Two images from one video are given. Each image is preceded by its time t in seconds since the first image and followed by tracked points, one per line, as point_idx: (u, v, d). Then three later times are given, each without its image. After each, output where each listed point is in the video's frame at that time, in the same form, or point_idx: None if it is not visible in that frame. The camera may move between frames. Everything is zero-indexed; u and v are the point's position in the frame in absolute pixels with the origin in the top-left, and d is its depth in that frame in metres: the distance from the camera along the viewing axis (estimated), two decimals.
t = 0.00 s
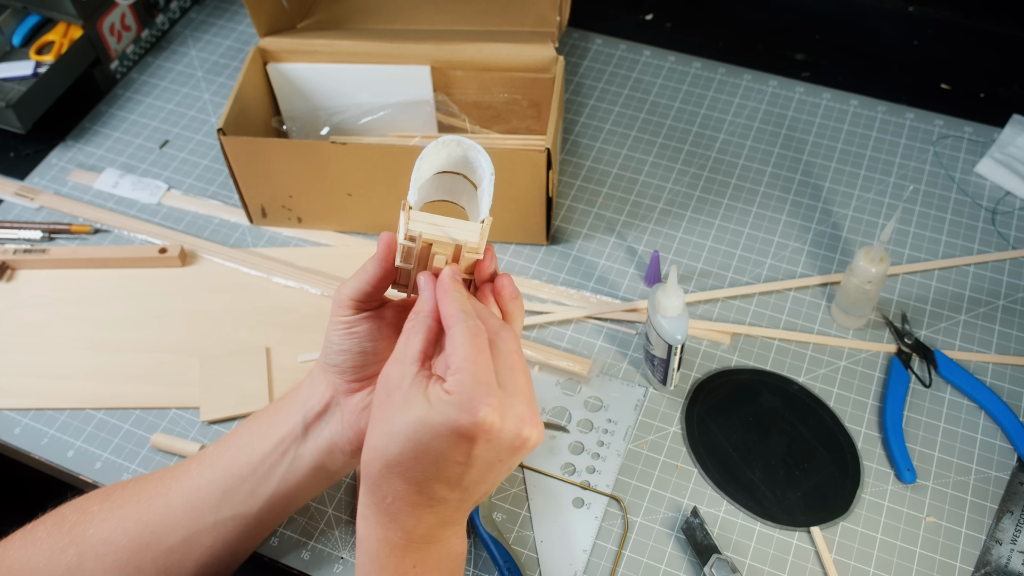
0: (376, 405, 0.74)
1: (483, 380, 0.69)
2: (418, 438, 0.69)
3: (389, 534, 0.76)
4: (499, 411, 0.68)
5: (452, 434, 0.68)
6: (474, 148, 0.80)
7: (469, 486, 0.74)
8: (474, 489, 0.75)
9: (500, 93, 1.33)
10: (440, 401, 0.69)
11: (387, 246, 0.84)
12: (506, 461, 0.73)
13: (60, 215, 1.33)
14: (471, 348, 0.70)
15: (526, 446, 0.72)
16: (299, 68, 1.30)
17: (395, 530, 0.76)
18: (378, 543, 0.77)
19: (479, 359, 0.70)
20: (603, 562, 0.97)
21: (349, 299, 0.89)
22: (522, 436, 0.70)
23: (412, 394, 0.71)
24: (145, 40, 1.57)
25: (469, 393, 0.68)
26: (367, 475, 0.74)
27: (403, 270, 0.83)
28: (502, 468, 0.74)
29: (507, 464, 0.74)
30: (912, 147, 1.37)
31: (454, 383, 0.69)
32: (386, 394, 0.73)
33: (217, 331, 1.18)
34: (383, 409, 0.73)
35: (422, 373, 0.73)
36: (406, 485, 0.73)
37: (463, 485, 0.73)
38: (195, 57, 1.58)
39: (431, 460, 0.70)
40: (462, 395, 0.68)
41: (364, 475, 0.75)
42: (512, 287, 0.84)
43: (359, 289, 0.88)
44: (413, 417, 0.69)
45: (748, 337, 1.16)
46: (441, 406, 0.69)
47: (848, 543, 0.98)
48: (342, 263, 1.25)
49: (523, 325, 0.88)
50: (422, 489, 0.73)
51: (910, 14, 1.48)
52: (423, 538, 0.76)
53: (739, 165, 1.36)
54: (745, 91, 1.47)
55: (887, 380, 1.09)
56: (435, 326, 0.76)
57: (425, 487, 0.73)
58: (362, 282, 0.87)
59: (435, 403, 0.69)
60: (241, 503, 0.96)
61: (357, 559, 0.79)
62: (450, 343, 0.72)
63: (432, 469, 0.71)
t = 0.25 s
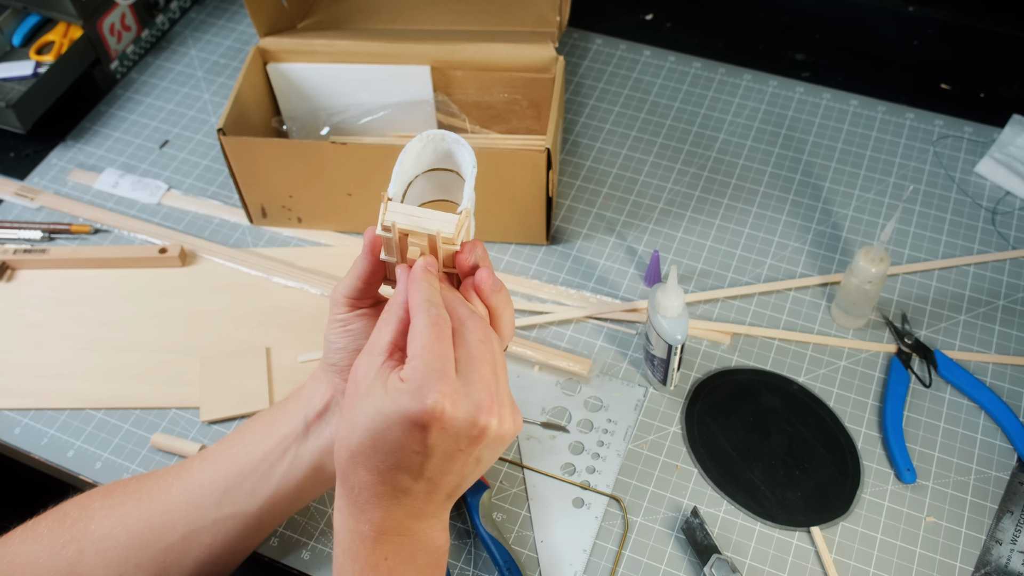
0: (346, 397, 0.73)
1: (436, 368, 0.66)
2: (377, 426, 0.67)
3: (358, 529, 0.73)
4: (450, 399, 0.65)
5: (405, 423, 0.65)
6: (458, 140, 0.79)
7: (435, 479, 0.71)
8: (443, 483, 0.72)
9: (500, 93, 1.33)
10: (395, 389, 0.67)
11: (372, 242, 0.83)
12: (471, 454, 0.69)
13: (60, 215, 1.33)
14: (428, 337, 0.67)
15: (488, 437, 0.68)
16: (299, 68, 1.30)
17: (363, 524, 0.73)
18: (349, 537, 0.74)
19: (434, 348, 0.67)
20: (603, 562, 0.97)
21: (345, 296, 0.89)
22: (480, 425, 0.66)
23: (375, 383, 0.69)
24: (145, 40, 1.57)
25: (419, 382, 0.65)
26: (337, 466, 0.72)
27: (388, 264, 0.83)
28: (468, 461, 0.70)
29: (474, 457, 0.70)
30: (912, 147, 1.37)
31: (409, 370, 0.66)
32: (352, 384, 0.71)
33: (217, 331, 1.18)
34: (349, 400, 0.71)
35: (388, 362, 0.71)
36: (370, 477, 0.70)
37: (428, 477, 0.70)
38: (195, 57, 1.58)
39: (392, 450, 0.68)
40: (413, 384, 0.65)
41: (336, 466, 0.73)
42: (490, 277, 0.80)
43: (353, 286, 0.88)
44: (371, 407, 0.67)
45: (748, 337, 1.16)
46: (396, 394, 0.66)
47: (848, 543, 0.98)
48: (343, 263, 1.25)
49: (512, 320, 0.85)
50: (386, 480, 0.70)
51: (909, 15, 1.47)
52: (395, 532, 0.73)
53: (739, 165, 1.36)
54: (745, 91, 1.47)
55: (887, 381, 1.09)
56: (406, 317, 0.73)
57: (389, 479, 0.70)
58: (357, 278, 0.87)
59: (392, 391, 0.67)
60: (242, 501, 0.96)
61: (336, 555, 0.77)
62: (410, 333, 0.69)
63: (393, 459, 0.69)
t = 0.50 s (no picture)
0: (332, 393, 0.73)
1: (415, 361, 0.66)
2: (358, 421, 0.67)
3: (344, 527, 0.72)
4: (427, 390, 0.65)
5: (385, 416, 0.65)
6: (446, 138, 0.79)
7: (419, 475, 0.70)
8: (428, 480, 0.71)
9: (500, 93, 1.33)
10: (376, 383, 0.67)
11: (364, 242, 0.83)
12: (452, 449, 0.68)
13: (60, 215, 1.33)
14: (409, 331, 0.68)
15: (468, 432, 0.67)
16: (299, 68, 1.30)
17: (349, 523, 0.72)
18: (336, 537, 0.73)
19: (414, 342, 0.67)
20: (603, 562, 0.97)
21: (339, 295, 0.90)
22: (460, 418, 0.66)
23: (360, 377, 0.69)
24: (145, 40, 1.57)
25: (396, 374, 0.65)
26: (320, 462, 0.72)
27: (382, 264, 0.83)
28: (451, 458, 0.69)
29: (456, 453, 0.69)
30: (912, 147, 1.37)
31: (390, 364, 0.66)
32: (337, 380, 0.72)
33: (217, 331, 1.18)
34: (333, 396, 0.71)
35: (372, 359, 0.71)
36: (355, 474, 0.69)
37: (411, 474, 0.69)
38: (195, 57, 1.58)
39: (372, 445, 0.67)
40: (391, 376, 0.65)
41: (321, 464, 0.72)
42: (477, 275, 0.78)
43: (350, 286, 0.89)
44: (352, 400, 0.67)
45: (748, 337, 1.16)
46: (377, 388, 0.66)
47: (848, 543, 0.98)
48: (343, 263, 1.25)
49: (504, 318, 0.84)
50: (368, 476, 0.70)
51: (909, 15, 1.48)
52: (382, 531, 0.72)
53: (739, 165, 1.36)
54: (745, 91, 1.47)
55: (887, 381, 1.09)
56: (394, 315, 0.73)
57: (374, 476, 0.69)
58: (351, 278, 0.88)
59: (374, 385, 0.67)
60: (242, 502, 0.96)
61: (323, 554, 0.76)
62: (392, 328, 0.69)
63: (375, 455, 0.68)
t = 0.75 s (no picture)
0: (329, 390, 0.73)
1: (411, 358, 0.66)
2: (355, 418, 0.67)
3: (346, 526, 0.72)
4: (422, 385, 0.65)
5: (381, 414, 0.65)
6: (442, 138, 0.79)
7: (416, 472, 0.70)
8: (424, 477, 0.71)
9: (500, 93, 1.33)
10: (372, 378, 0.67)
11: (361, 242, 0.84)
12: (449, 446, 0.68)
13: (60, 215, 1.33)
14: (405, 331, 0.68)
15: (464, 428, 0.67)
16: (299, 68, 1.30)
17: (350, 522, 0.72)
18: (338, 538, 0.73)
19: (409, 341, 0.67)
20: (603, 562, 0.97)
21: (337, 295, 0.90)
22: (456, 415, 0.66)
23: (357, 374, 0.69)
24: (145, 40, 1.57)
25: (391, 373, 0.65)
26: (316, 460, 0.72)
27: (379, 263, 0.83)
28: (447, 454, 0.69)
29: (452, 451, 0.69)
30: (912, 147, 1.37)
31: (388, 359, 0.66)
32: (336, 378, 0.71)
33: (217, 330, 1.18)
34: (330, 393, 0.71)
35: (370, 357, 0.71)
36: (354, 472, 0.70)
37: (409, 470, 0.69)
38: (195, 57, 1.58)
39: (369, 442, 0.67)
40: (388, 375, 0.65)
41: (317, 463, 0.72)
42: (474, 275, 0.78)
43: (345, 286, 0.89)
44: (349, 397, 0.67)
45: (748, 337, 1.16)
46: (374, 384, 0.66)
47: (848, 543, 0.98)
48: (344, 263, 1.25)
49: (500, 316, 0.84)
50: (364, 474, 0.70)
51: (909, 15, 1.48)
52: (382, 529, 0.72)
53: (739, 165, 1.36)
54: (745, 91, 1.47)
55: (887, 380, 1.09)
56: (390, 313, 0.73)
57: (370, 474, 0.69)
58: (348, 278, 0.88)
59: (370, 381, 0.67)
60: (242, 502, 0.96)
61: (319, 552, 0.75)
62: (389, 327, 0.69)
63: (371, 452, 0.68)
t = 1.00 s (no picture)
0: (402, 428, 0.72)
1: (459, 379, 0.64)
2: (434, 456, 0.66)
3: (468, 558, 0.72)
4: (482, 404, 0.61)
5: (445, 444, 0.64)
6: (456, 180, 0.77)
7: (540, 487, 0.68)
8: (541, 489, 0.69)
9: (487, 108, 1.32)
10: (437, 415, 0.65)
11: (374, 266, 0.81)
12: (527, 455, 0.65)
13: (60, 215, 1.33)
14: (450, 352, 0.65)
15: (538, 430, 0.64)
16: (294, 71, 1.31)
17: (474, 553, 0.72)
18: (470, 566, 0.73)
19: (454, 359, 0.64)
20: (603, 562, 0.97)
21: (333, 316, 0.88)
22: (520, 420, 0.63)
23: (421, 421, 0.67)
24: (146, 40, 1.57)
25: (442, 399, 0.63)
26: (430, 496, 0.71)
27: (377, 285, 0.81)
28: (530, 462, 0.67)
29: (529, 458, 0.66)
30: (912, 147, 1.37)
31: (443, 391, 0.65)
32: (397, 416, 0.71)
33: (217, 330, 1.18)
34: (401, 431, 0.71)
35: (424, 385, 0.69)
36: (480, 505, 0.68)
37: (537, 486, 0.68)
38: (195, 57, 1.58)
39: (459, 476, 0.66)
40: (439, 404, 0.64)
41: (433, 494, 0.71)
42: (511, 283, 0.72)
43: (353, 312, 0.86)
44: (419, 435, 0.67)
45: (748, 337, 1.16)
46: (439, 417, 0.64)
47: (848, 543, 0.98)
48: (344, 263, 1.25)
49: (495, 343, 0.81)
50: (458, 506, 0.68)
51: (910, 14, 1.49)
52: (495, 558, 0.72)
53: (739, 165, 1.36)
54: (745, 91, 1.47)
55: (887, 380, 1.09)
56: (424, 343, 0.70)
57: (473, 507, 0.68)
58: (343, 305, 0.85)
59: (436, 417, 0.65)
60: (197, 488, 0.95)
61: None
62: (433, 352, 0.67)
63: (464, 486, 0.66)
